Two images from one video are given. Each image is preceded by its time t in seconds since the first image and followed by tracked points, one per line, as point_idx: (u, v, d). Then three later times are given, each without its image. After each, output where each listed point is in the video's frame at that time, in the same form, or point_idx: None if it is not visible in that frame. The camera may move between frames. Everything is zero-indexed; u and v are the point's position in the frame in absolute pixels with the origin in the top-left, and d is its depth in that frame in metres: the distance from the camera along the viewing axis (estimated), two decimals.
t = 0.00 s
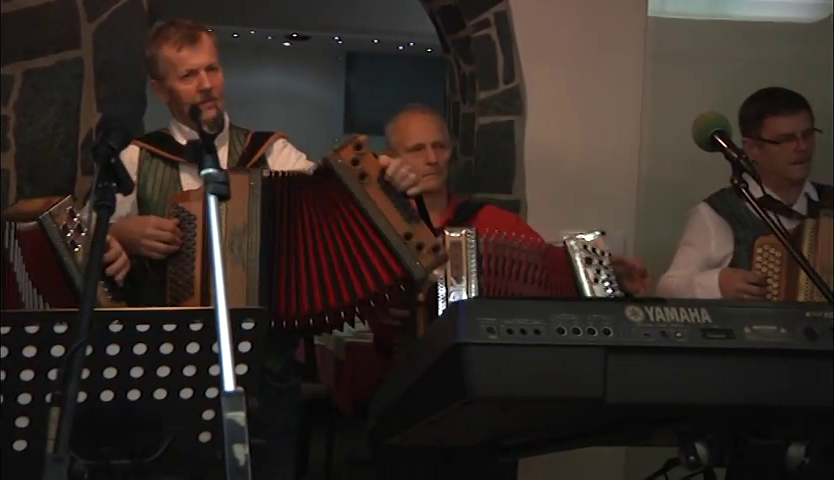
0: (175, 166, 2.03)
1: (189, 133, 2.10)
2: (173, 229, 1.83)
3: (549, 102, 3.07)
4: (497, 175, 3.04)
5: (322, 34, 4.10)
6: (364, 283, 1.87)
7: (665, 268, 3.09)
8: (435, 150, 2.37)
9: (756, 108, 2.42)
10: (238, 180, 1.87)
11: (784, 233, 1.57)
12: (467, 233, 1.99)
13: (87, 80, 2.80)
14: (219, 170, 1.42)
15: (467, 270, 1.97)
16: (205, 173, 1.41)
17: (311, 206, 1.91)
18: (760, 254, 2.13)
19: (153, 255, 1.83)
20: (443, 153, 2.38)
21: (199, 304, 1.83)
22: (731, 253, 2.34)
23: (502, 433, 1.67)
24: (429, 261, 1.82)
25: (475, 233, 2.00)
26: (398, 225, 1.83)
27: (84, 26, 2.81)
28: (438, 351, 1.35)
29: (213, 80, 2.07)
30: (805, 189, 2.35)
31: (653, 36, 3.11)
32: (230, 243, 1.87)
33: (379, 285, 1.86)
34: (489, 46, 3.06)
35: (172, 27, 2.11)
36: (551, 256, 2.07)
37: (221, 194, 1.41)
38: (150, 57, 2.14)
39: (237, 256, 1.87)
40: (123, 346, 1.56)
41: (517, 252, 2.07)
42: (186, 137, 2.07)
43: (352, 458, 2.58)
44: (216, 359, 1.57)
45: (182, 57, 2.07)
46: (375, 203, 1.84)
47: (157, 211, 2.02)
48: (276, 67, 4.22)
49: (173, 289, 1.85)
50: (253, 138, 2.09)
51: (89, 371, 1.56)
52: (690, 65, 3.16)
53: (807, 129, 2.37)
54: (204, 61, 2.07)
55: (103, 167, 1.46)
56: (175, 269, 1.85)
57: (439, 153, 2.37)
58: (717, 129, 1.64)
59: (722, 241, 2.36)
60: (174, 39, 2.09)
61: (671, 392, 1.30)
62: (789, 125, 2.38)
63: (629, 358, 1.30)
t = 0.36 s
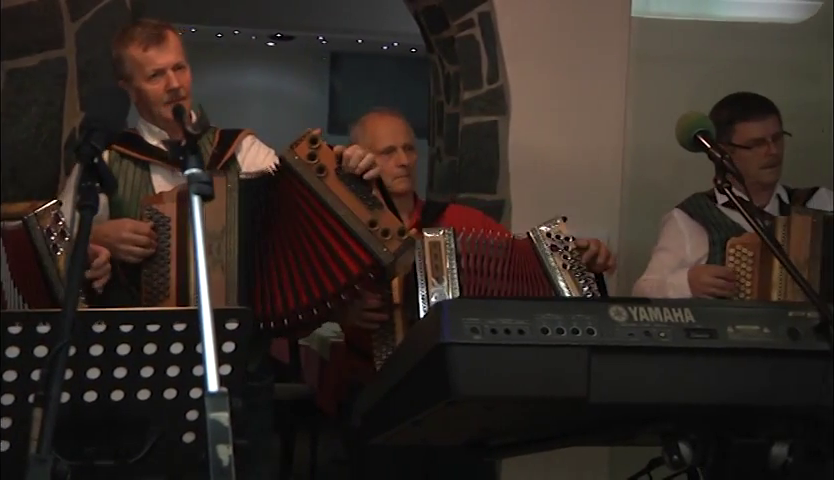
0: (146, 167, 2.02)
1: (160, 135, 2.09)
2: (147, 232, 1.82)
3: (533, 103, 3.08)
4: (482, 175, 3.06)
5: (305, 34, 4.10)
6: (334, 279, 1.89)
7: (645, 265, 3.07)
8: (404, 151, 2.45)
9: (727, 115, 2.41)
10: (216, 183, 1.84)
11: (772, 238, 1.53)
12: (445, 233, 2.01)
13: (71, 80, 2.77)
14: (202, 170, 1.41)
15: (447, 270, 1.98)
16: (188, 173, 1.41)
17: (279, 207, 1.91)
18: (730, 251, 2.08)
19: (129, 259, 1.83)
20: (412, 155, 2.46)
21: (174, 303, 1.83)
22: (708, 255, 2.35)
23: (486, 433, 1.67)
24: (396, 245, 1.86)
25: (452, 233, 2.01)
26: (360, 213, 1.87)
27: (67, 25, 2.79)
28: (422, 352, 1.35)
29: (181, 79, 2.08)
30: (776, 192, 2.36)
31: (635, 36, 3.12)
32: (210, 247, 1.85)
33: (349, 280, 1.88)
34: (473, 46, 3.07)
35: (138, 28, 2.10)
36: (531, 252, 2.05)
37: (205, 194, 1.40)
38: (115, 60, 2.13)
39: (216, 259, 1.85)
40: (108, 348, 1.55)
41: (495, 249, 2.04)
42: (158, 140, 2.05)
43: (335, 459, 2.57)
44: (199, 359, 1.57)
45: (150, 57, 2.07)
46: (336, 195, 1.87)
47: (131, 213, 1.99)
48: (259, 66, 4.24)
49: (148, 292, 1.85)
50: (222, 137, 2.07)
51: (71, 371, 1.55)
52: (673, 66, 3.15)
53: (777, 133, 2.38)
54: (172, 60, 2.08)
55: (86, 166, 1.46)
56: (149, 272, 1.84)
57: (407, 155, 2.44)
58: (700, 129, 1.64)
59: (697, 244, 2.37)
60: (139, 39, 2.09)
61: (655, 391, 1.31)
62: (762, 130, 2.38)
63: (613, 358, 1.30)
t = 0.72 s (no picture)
0: (125, 165, 2.02)
1: (140, 133, 2.08)
2: (128, 232, 1.82)
3: (517, 103, 3.08)
4: (466, 175, 3.08)
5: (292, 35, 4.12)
6: (304, 282, 1.90)
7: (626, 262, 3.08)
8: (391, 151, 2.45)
9: (710, 115, 2.41)
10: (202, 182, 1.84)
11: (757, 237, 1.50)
12: (436, 231, 2.02)
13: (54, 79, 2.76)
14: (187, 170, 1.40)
15: (437, 269, 2.00)
16: (173, 173, 1.40)
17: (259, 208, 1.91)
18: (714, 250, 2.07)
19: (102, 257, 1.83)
20: (398, 154, 2.47)
21: (153, 303, 1.83)
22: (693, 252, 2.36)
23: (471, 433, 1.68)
24: (367, 252, 1.86)
25: (443, 231, 2.03)
26: (333, 219, 1.88)
27: (50, 25, 2.80)
28: (407, 352, 1.35)
29: (164, 78, 2.07)
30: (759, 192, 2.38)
31: (619, 36, 3.12)
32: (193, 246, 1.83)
33: (319, 284, 1.89)
34: (458, 44, 3.10)
35: (123, 26, 2.08)
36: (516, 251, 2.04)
37: (189, 194, 1.40)
38: (98, 55, 2.12)
39: (199, 258, 1.83)
40: (91, 346, 1.54)
41: (484, 245, 2.04)
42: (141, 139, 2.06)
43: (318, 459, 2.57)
44: (183, 359, 1.57)
45: (135, 54, 2.06)
46: (311, 199, 1.88)
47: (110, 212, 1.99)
48: (245, 67, 4.26)
49: (125, 290, 1.85)
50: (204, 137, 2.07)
51: (55, 373, 1.54)
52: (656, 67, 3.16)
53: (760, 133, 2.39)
54: (156, 59, 2.07)
55: (69, 166, 1.44)
56: (126, 272, 1.84)
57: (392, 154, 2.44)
58: (684, 129, 1.64)
59: (680, 244, 2.37)
60: (124, 37, 2.07)
61: (640, 391, 1.31)
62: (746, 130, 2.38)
63: (597, 357, 1.31)
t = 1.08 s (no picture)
0: (109, 163, 2.02)
1: (124, 132, 2.07)
2: (109, 230, 1.82)
3: (499, 103, 3.08)
4: (449, 175, 3.07)
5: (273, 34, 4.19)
6: (278, 283, 1.88)
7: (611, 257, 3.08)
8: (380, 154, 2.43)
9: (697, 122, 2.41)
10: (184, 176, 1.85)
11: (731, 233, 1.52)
12: (421, 231, 2.04)
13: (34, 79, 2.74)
14: (168, 170, 1.39)
15: (425, 268, 2.02)
16: (154, 173, 1.39)
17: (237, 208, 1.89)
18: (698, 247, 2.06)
19: (83, 256, 1.82)
20: (385, 155, 2.46)
21: (135, 303, 1.83)
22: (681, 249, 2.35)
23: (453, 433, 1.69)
24: (339, 257, 1.86)
25: (430, 231, 2.05)
26: (307, 222, 1.87)
27: (31, 23, 2.77)
28: (389, 352, 1.35)
29: (148, 78, 2.06)
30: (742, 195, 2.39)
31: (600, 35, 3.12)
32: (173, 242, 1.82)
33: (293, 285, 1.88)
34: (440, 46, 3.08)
35: (108, 25, 2.08)
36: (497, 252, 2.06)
37: (170, 193, 1.39)
38: (82, 54, 2.10)
39: (178, 254, 1.82)
40: (72, 347, 1.55)
41: (468, 246, 2.07)
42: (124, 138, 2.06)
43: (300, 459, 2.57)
44: (164, 359, 1.56)
45: (116, 54, 2.05)
46: (286, 201, 1.87)
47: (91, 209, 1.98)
48: (225, 67, 4.29)
49: (107, 289, 1.84)
50: (187, 138, 2.07)
51: (35, 372, 1.54)
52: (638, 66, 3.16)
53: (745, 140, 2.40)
54: (139, 58, 2.06)
55: (51, 166, 1.44)
56: (109, 271, 1.83)
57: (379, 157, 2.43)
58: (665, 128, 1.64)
59: (664, 243, 2.38)
60: (109, 35, 2.06)
61: (621, 390, 1.31)
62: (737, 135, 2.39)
63: (578, 357, 1.31)
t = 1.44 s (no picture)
0: (93, 162, 2.01)
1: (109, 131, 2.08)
2: (94, 229, 1.81)
3: (482, 103, 3.09)
4: (432, 175, 3.05)
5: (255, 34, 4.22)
6: (247, 290, 1.88)
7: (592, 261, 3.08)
8: (366, 155, 2.43)
9: (695, 109, 2.41)
10: (166, 175, 1.84)
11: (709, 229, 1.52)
12: (406, 231, 2.04)
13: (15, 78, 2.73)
14: (149, 169, 1.39)
15: (410, 270, 2.01)
16: (136, 173, 1.38)
17: (220, 207, 1.89)
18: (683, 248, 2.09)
19: (69, 255, 1.81)
20: (372, 159, 2.44)
21: (118, 303, 1.81)
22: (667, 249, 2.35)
23: (435, 432, 1.69)
24: (306, 275, 1.84)
25: (416, 233, 2.05)
26: (280, 235, 1.86)
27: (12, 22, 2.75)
28: (371, 352, 1.35)
29: (134, 76, 2.04)
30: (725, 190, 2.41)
31: (584, 36, 3.14)
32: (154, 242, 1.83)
33: (262, 293, 1.87)
34: (422, 47, 3.06)
35: (94, 24, 2.07)
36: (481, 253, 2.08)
37: (152, 193, 1.38)
38: (67, 52, 2.08)
39: (159, 254, 1.83)
40: (54, 347, 1.54)
41: (453, 247, 2.07)
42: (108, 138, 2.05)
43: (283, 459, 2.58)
44: (146, 359, 1.56)
45: (102, 52, 2.03)
46: (262, 211, 1.86)
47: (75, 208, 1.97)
48: (210, 67, 4.33)
49: (91, 288, 1.82)
50: (172, 137, 2.06)
51: (17, 372, 1.54)
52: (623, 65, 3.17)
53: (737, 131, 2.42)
54: (124, 57, 2.04)
55: (32, 165, 1.43)
56: (93, 270, 1.82)
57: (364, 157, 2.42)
58: (647, 128, 1.64)
59: (648, 242, 2.38)
60: (94, 34, 2.05)
61: (603, 389, 1.32)
62: (730, 125, 2.42)
63: (561, 356, 1.31)
